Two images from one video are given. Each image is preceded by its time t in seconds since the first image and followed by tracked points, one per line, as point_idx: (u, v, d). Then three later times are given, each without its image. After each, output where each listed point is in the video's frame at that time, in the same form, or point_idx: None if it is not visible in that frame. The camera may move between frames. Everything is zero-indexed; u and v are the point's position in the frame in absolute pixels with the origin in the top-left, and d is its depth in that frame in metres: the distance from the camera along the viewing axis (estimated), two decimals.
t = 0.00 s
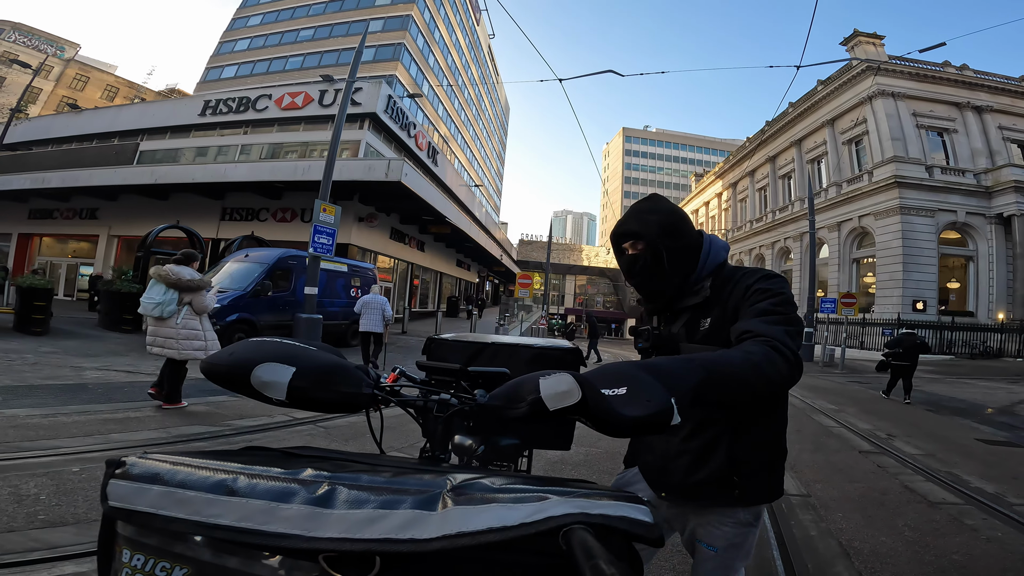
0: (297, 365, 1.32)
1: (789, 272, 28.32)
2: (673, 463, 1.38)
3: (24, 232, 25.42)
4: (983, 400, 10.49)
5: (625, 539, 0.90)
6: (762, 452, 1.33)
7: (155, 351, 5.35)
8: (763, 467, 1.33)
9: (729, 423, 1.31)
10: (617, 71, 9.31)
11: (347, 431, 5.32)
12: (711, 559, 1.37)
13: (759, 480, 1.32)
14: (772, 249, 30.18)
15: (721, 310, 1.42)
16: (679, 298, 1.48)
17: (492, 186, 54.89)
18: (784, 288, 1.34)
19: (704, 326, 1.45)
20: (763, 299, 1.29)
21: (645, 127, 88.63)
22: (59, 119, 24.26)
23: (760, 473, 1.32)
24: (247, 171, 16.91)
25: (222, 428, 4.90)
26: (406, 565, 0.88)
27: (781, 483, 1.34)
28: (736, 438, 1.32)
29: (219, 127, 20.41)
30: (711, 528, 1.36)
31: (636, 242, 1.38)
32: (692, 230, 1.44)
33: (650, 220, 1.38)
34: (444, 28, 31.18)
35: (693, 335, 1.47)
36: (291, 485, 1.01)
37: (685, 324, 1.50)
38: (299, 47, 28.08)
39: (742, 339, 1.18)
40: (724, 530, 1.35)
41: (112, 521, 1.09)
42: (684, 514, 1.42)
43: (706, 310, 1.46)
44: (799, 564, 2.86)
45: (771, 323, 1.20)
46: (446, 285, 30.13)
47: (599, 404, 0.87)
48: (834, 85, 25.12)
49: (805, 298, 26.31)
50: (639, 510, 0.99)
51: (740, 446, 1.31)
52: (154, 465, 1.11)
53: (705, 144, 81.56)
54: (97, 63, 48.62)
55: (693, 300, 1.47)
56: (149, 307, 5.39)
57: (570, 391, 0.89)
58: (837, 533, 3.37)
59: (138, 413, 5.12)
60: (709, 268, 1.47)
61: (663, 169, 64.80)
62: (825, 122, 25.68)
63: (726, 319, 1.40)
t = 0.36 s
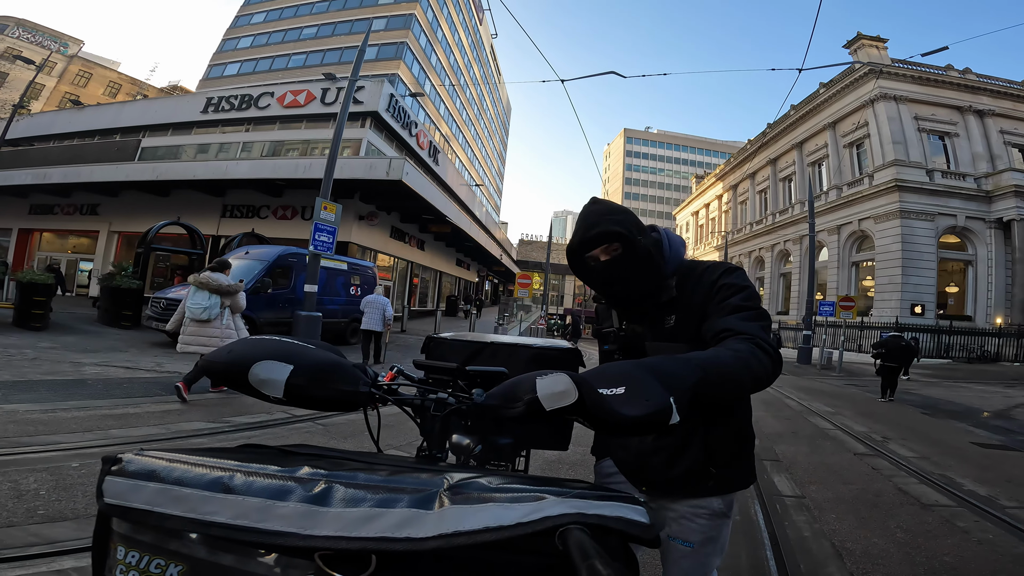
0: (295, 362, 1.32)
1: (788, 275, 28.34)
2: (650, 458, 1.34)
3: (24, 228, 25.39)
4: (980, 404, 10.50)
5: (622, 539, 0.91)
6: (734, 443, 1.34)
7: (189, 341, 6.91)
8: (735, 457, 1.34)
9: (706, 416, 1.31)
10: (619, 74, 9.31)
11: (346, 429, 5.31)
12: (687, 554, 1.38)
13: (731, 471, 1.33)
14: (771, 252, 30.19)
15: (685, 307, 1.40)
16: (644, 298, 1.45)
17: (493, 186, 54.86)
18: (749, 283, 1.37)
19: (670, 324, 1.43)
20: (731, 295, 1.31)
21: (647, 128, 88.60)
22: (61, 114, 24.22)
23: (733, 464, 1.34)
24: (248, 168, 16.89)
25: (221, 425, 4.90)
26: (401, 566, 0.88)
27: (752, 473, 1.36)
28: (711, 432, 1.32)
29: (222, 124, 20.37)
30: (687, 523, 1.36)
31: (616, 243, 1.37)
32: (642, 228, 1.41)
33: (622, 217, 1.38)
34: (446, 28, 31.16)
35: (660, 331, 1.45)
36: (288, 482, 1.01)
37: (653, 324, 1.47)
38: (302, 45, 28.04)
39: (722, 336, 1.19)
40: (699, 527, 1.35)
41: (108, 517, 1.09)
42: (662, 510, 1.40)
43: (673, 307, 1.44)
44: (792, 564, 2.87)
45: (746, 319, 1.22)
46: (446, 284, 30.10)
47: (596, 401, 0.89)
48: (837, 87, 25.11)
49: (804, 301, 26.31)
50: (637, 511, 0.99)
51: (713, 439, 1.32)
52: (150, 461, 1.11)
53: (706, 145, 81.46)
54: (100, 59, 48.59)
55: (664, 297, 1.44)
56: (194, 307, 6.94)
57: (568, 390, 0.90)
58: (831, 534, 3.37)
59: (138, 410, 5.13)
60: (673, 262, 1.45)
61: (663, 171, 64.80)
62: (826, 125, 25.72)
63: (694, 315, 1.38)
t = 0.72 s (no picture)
0: (293, 361, 1.33)
1: (788, 277, 28.37)
2: (647, 463, 1.34)
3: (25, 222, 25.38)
4: (976, 409, 10.52)
5: (617, 539, 0.92)
6: (733, 457, 1.32)
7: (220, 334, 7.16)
8: (733, 472, 1.32)
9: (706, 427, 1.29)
10: (622, 76, 9.32)
11: (344, 426, 5.31)
12: (683, 560, 1.37)
13: (728, 482, 1.32)
14: (771, 255, 30.21)
15: (692, 313, 1.38)
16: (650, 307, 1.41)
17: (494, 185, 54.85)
18: (766, 293, 1.33)
19: (677, 329, 1.41)
20: (743, 305, 1.27)
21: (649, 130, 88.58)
22: (64, 109, 24.22)
23: (730, 478, 1.32)
24: (250, 165, 16.88)
25: (219, 421, 4.91)
26: (398, 565, 0.88)
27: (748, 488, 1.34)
28: (710, 442, 1.30)
29: (224, 121, 20.36)
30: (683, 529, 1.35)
31: (602, 278, 1.33)
32: (642, 237, 1.32)
33: (602, 250, 1.30)
34: (450, 26, 31.16)
35: (665, 336, 1.44)
36: (285, 481, 1.02)
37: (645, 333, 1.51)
38: (305, 42, 28.05)
39: (732, 351, 1.17)
40: (694, 534, 1.34)
41: (104, 514, 1.09)
42: (657, 514, 1.40)
43: (680, 313, 1.42)
44: (785, 565, 2.88)
45: (759, 334, 1.20)
46: (445, 283, 30.10)
47: (594, 403, 0.89)
48: (840, 91, 25.14)
49: (803, 304, 26.33)
50: (633, 511, 1.00)
51: (712, 450, 1.30)
52: (146, 459, 1.11)
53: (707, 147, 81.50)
54: (103, 55, 48.61)
55: (671, 304, 1.40)
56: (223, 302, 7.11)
57: (565, 390, 0.91)
58: (825, 536, 3.38)
59: (138, 405, 5.13)
60: (685, 267, 1.40)
61: (664, 172, 64.82)
62: (829, 129, 25.74)
63: (700, 324, 1.37)
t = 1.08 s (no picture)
0: (293, 364, 1.33)
1: (788, 279, 28.39)
2: (662, 470, 1.36)
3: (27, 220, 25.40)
4: (975, 410, 10.53)
5: (621, 539, 0.91)
6: (749, 468, 1.29)
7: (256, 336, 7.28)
8: (750, 483, 1.29)
9: (716, 437, 1.28)
10: (625, 77, 9.34)
11: (346, 426, 5.32)
12: (698, 563, 1.37)
13: (747, 490, 1.29)
14: (772, 256, 30.23)
15: (697, 324, 1.39)
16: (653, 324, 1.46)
17: (495, 185, 54.88)
18: (777, 303, 1.29)
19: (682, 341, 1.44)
20: (752, 319, 1.24)
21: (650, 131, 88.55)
22: (67, 108, 24.24)
23: (747, 489, 1.29)
24: (252, 164, 16.89)
25: (223, 420, 4.92)
26: (401, 566, 0.89)
27: (770, 498, 1.31)
28: (721, 453, 1.28)
29: (226, 120, 20.37)
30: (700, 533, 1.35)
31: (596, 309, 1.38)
32: (640, 262, 1.37)
33: (595, 290, 1.36)
34: (451, 26, 31.17)
35: (675, 347, 1.44)
36: (288, 483, 1.02)
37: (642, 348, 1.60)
38: (307, 42, 28.05)
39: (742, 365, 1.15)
40: (711, 538, 1.34)
41: (107, 518, 1.09)
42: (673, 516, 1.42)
43: (685, 325, 1.43)
44: (786, 564, 2.88)
45: (768, 348, 1.17)
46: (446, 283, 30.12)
47: (593, 405, 0.89)
48: (841, 92, 25.14)
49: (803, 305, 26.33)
50: (635, 511, 1.00)
51: (724, 461, 1.28)
52: (148, 463, 1.11)
53: (709, 148, 81.46)
54: (106, 54, 48.65)
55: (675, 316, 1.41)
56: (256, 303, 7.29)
57: (564, 389, 0.92)
58: (825, 536, 3.38)
59: (142, 404, 5.14)
60: (687, 280, 1.42)
61: (665, 173, 64.81)
62: (830, 130, 25.75)
63: (705, 336, 1.37)
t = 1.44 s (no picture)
0: (294, 366, 1.33)
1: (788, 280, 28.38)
2: (674, 469, 1.37)
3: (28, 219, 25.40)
4: (976, 411, 10.53)
5: (623, 539, 0.92)
6: (762, 466, 1.29)
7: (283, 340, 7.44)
8: (763, 482, 1.29)
9: (728, 435, 1.29)
10: (626, 77, 9.36)
11: (348, 425, 5.32)
12: (704, 564, 1.37)
13: (758, 491, 1.29)
14: (773, 256, 30.23)
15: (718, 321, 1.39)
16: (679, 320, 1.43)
17: (495, 185, 54.87)
18: (793, 300, 1.30)
19: (705, 339, 1.43)
20: (766, 314, 1.26)
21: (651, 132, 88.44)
22: (69, 107, 24.26)
23: (759, 488, 1.30)
24: (253, 163, 16.89)
25: (225, 420, 4.93)
26: (402, 569, 0.89)
27: (783, 497, 1.30)
28: (735, 452, 1.28)
29: (227, 120, 20.36)
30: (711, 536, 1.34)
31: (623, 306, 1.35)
32: (670, 258, 1.35)
33: (618, 281, 1.31)
34: (453, 26, 31.16)
35: (695, 346, 1.45)
36: (289, 486, 1.02)
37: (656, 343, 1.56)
38: (309, 42, 28.04)
39: (748, 357, 1.17)
40: (721, 538, 1.34)
41: (110, 521, 1.09)
42: (683, 517, 1.42)
43: (707, 322, 1.43)
44: (786, 563, 2.88)
45: (776, 340, 1.18)
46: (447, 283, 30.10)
47: (599, 404, 0.89)
48: (842, 93, 25.12)
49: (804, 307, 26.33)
50: (637, 511, 1.00)
51: (737, 459, 1.29)
52: (150, 466, 1.11)
53: (710, 149, 81.31)
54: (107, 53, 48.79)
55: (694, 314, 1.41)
56: (280, 309, 7.35)
57: (567, 388, 0.92)
58: (825, 536, 3.38)
59: (144, 403, 5.14)
60: (711, 278, 1.43)
61: (666, 174, 64.74)
62: (830, 131, 25.75)
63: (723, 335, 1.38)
